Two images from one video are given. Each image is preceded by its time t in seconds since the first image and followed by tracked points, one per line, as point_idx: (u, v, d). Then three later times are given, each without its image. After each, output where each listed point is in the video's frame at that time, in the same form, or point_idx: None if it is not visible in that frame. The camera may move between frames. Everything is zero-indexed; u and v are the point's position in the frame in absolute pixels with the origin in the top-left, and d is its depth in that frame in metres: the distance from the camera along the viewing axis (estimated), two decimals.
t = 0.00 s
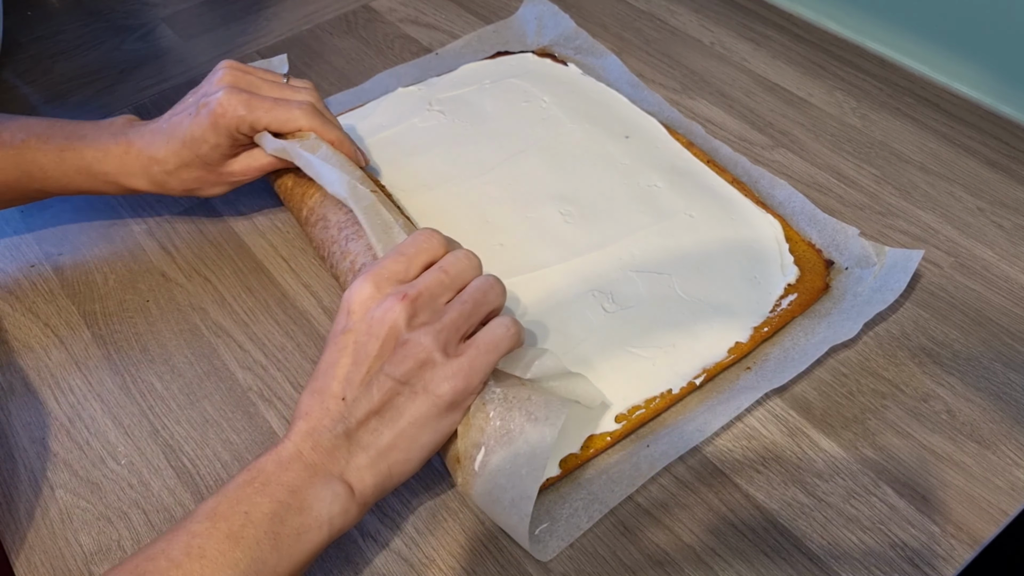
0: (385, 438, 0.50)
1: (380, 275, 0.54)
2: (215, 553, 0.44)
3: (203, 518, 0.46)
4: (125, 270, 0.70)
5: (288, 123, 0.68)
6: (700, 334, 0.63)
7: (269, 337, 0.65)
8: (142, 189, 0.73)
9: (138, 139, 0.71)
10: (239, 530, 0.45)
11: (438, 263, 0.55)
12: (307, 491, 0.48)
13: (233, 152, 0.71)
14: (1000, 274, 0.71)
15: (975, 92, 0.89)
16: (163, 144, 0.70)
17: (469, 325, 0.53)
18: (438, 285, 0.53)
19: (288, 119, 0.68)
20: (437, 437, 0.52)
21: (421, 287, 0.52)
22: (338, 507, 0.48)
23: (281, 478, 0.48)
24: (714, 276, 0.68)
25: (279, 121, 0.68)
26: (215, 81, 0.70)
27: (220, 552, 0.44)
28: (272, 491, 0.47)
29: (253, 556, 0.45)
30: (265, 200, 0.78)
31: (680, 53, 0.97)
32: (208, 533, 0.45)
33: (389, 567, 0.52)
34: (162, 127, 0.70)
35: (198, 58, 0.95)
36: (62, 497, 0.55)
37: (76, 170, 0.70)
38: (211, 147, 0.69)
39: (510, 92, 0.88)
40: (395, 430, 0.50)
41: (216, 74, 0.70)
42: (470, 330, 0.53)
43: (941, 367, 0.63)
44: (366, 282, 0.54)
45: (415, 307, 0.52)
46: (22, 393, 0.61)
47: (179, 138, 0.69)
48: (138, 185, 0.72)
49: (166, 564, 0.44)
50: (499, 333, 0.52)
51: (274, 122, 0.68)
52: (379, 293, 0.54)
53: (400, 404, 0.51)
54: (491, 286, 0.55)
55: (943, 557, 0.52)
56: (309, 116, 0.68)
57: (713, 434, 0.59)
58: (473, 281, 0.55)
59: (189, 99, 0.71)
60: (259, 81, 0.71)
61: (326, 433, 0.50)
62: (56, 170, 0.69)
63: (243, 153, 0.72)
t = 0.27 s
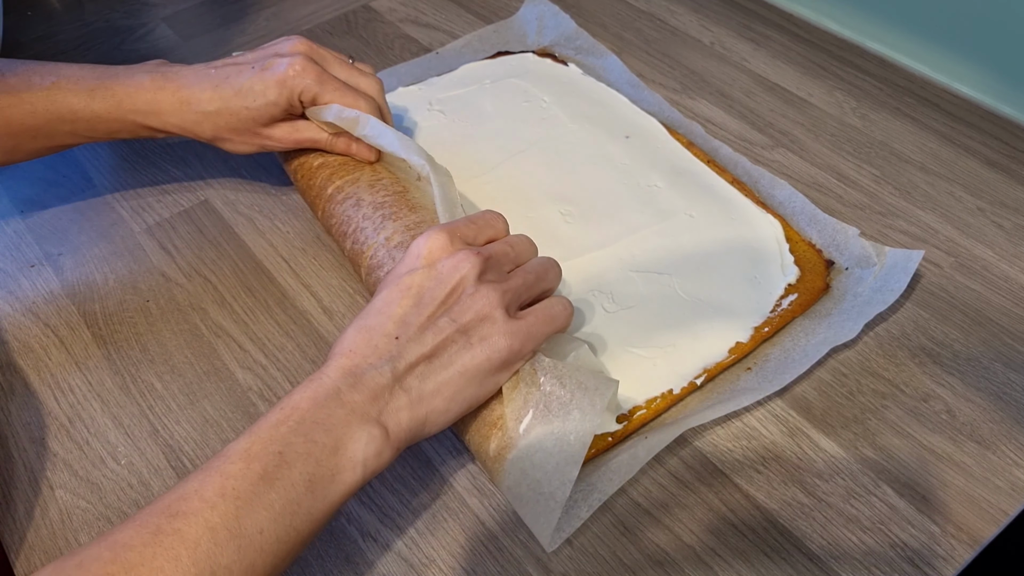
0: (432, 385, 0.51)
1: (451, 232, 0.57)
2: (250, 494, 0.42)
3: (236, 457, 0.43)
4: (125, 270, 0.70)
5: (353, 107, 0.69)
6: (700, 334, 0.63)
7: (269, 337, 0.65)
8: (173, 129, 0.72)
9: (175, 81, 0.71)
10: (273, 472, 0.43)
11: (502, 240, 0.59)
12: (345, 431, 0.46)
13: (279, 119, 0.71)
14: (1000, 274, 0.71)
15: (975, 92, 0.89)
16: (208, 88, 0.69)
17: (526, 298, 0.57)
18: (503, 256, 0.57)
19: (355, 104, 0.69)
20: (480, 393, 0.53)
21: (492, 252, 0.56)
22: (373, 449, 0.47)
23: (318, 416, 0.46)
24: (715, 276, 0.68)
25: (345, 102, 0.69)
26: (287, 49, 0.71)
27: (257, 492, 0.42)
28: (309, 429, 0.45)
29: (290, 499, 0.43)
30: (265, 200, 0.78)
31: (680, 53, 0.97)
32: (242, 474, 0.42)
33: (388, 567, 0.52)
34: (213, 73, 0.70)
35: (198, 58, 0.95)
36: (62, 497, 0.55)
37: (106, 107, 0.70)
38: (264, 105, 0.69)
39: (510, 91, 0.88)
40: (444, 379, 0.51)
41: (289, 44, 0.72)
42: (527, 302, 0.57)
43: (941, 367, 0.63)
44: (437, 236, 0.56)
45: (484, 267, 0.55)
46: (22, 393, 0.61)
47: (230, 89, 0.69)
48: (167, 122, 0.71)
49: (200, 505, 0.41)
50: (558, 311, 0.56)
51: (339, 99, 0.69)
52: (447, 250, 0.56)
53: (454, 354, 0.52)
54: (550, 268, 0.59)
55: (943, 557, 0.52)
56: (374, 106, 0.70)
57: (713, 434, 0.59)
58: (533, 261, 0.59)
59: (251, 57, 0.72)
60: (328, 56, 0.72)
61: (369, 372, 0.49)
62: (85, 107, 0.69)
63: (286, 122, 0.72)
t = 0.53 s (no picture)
0: (426, 375, 0.51)
1: (448, 225, 0.57)
2: (246, 482, 0.43)
3: (232, 447, 0.44)
4: (125, 271, 0.70)
5: (353, 136, 0.65)
6: (700, 334, 0.63)
7: (269, 338, 0.65)
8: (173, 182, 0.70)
9: (177, 132, 0.69)
10: (269, 460, 0.44)
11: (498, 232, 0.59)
12: (339, 419, 0.47)
13: (281, 171, 0.68)
14: (1000, 274, 0.71)
15: (975, 93, 0.90)
16: (206, 142, 0.68)
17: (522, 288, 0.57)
18: (499, 247, 0.57)
19: (354, 133, 0.65)
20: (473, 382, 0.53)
21: (485, 243, 0.56)
22: (368, 438, 0.48)
23: (312, 405, 0.47)
24: (715, 276, 0.68)
25: (343, 136, 0.65)
26: (282, 90, 0.69)
27: (253, 480, 0.43)
28: (304, 417, 0.46)
29: (286, 486, 0.44)
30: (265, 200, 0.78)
31: (680, 53, 0.97)
32: (238, 463, 0.43)
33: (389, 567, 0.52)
34: (210, 126, 0.68)
35: (198, 58, 0.95)
36: (62, 498, 0.55)
37: (104, 151, 0.69)
38: (262, 154, 0.66)
39: (511, 91, 0.88)
40: (436, 369, 0.52)
41: (283, 86, 0.69)
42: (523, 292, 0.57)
43: (941, 367, 0.63)
44: (433, 228, 0.57)
45: (478, 258, 0.55)
46: (22, 393, 0.61)
47: (226, 140, 0.67)
48: (169, 176, 0.70)
49: (196, 493, 0.42)
50: (554, 301, 0.56)
51: (338, 136, 0.65)
52: (442, 242, 0.56)
53: (446, 345, 0.52)
54: (546, 258, 0.58)
55: (943, 557, 0.52)
56: (375, 133, 0.66)
57: (713, 433, 0.59)
58: (529, 251, 0.59)
59: (246, 105, 0.69)
60: (325, 95, 0.69)
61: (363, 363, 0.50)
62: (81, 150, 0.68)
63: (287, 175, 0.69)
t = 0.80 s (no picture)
0: (385, 374, 0.53)
1: (364, 221, 0.55)
2: (241, 478, 0.46)
3: (224, 452, 0.48)
4: (125, 270, 0.70)
5: (316, 108, 0.62)
6: (700, 334, 0.63)
7: (269, 338, 0.65)
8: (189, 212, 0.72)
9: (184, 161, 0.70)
10: (260, 459, 0.47)
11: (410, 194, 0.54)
12: (320, 421, 0.50)
13: (280, 177, 0.68)
14: (1000, 274, 0.71)
15: (975, 93, 0.90)
16: (208, 170, 0.68)
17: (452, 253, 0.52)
18: (411, 224, 0.53)
19: (316, 103, 0.62)
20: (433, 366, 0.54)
21: (397, 231, 0.53)
22: (350, 436, 0.51)
23: (296, 414, 0.50)
24: (714, 276, 0.68)
25: (309, 113, 0.62)
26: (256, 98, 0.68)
27: (245, 478, 0.46)
28: (288, 424, 0.50)
29: (278, 483, 0.46)
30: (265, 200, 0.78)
31: (680, 53, 0.97)
32: (232, 464, 0.47)
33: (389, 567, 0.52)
34: (205, 151, 0.69)
35: (198, 58, 0.95)
36: (62, 498, 0.55)
37: (119, 188, 0.69)
38: (257, 173, 0.66)
39: (510, 91, 0.87)
40: (390, 366, 0.53)
41: (260, 93, 0.68)
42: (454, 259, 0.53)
43: (941, 367, 0.63)
44: (351, 230, 0.55)
45: (394, 250, 0.53)
46: (22, 393, 0.61)
47: (222, 164, 0.67)
48: (188, 209, 0.71)
49: (195, 491, 0.45)
50: (477, 260, 0.51)
51: (304, 116, 0.62)
52: (363, 238, 0.55)
53: (394, 343, 0.53)
54: (464, 207, 0.53)
55: (943, 557, 0.52)
56: (336, 91, 0.62)
57: (713, 434, 0.59)
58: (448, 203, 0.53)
59: (233, 123, 0.69)
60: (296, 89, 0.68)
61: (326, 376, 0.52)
62: (97, 180, 0.68)
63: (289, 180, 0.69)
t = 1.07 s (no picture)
0: (412, 358, 0.53)
1: (397, 208, 0.58)
2: (262, 463, 0.45)
3: (246, 436, 0.47)
4: (125, 270, 0.70)
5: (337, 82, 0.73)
6: (701, 333, 0.63)
7: (268, 337, 0.65)
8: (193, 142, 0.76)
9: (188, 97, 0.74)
10: (281, 443, 0.47)
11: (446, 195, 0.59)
12: (341, 406, 0.50)
13: (280, 113, 0.74)
14: (1000, 274, 0.71)
15: (975, 94, 0.90)
16: (214, 100, 0.73)
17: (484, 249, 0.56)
18: (449, 215, 0.56)
19: (336, 77, 0.72)
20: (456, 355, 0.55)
21: (435, 215, 0.56)
22: (371, 420, 0.51)
23: (318, 396, 0.50)
24: (715, 276, 0.68)
25: (328, 80, 0.72)
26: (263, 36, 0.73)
27: (265, 462, 0.45)
28: (308, 407, 0.49)
29: (300, 468, 0.46)
30: (265, 199, 0.78)
31: (680, 53, 0.97)
32: (253, 447, 0.46)
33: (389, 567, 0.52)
34: (209, 85, 0.74)
35: (198, 58, 0.95)
36: (62, 497, 0.55)
37: (131, 124, 0.74)
38: (262, 104, 0.72)
39: (511, 91, 0.87)
40: (418, 348, 0.53)
41: (264, 33, 0.74)
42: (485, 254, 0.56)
43: (941, 367, 0.63)
44: (383, 215, 0.57)
45: (432, 233, 0.55)
46: (21, 393, 0.61)
47: (229, 94, 0.73)
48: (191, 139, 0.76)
49: (217, 475, 0.45)
50: (513, 257, 0.56)
51: (322, 79, 0.72)
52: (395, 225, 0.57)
53: (424, 325, 0.54)
54: (500, 213, 0.58)
55: (943, 557, 0.52)
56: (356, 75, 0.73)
57: (713, 434, 0.59)
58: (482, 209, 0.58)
59: (236, 55, 0.74)
60: (303, 38, 0.74)
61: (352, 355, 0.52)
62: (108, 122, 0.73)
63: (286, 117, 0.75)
